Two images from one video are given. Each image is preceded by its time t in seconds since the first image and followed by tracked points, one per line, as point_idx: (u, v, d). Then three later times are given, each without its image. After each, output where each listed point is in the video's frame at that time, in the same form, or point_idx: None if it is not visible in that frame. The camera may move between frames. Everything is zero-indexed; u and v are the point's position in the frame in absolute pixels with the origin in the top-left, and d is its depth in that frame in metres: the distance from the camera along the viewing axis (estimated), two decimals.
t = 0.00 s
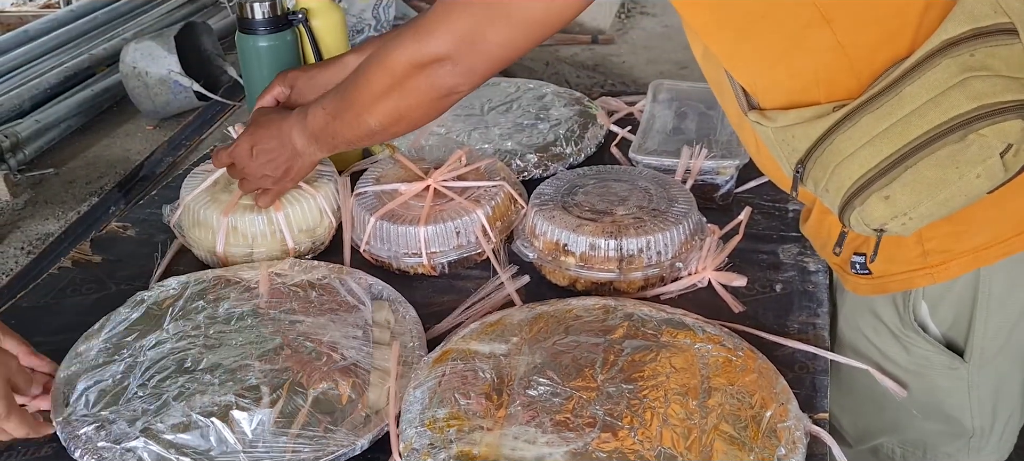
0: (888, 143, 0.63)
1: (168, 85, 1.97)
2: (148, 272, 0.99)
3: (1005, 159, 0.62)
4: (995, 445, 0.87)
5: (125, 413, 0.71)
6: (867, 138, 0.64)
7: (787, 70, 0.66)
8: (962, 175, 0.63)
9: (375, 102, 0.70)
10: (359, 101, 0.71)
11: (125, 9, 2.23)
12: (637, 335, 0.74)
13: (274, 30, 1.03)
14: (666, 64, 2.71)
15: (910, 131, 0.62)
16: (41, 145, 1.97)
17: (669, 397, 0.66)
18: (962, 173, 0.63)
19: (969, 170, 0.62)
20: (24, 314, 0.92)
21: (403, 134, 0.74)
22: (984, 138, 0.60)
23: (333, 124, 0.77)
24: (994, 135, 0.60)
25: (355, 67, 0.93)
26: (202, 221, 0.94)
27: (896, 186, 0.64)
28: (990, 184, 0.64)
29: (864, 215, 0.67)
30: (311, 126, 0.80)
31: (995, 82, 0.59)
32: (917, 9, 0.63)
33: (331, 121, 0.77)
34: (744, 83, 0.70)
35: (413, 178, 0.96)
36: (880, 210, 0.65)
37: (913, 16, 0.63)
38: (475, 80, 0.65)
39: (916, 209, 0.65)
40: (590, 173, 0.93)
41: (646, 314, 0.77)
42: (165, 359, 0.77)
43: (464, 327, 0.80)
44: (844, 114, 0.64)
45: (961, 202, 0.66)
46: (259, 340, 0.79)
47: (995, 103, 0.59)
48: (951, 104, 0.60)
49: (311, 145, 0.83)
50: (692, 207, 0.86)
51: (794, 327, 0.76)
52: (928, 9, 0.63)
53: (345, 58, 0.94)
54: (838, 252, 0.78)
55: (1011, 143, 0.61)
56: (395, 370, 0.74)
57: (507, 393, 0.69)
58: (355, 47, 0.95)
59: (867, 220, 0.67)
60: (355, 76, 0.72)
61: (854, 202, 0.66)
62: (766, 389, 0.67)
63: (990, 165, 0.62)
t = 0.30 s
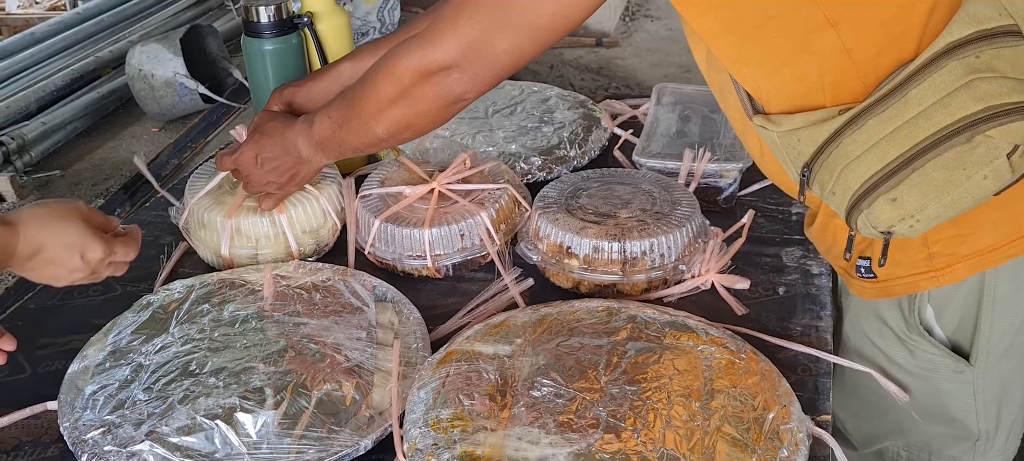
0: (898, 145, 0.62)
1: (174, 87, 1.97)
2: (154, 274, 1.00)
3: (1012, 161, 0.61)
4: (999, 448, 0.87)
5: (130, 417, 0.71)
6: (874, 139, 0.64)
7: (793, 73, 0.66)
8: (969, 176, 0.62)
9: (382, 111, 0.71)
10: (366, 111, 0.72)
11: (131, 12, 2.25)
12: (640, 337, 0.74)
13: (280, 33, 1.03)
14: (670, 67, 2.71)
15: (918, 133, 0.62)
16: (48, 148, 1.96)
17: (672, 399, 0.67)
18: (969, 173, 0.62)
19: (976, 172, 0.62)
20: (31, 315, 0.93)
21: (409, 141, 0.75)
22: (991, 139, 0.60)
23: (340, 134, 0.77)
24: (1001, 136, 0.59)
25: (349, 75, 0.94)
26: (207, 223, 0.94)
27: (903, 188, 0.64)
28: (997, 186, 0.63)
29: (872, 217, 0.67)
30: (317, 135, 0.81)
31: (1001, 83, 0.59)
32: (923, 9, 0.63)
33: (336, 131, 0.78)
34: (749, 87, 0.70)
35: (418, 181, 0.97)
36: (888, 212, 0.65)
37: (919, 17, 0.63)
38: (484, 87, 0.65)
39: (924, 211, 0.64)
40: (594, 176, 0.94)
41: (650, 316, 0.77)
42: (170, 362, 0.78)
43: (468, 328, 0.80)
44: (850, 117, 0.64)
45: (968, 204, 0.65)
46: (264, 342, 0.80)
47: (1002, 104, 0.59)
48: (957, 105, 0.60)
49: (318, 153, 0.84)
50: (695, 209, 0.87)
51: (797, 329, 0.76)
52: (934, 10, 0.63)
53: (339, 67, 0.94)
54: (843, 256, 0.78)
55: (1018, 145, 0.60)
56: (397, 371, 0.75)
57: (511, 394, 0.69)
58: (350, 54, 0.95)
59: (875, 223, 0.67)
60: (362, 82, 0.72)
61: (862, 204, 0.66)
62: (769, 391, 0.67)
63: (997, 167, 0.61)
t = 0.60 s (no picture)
0: (896, 146, 0.64)
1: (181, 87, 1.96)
2: (164, 271, 1.02)
3: (1006, 164, 0.63)
4: (995, 446, 0.87)
5: (142, 412, 0.73)
6: (870, 141, 0.65)
7: (794, 76, 0.68)
8: (964, 178, 0.63)
9: (415, 114, 0.70)
10: (396, 113, 0.71)
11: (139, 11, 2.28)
12: (642, 335, 0.75)
13: (288, 34, 1.05)
14: (675, 67, 2.71)
15: (915, 135, 0.63)
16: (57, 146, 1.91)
17: (673, 396, 0.68)
18: (964, 176, 0.63)
19: (970, 174, 0.63)
20: (43, 312, 0.95)
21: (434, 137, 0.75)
22: (986, 142, 0.61)
23: (369, 128, 0.74)
24: (995, 139, 0.61)
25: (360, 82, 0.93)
26: (216, 221, 0.96)
27: (898, 189, 0.65)
28: (991, 188, 0.64)
29: (868, 218, 0.67)
30: (343, 126, 0.76)
31: (997, 87, 0.60)
32: (923, 14, 0.64)
33: (363, 125, 0.75)
34: (750, 90, 0.71)
35: (424, 180, 0.98)
36: (883, 213, 0.66)
37: (919, 22, 0.64)
38: (515, 95, 0.65)
39: (919, 212, 0.66)
40: (598, 176, 0.95)
41: (652, 314, 0.78)
42: (181, 358, 0.79)
43: (473, 326, 0.82)
44: (847, 120, 0.66)
45: (963, 206, 0.66)
46: (273, 339, 0.81)
47: (996, 107, 0.60)
48: (953, 108, 0.61)
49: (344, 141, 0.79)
50: (697, 209, 0.88)
51: (797, 328, 0.77)
52: (934, 16, 0.64)
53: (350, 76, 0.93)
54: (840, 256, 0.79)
55: (1012, 148, 0.61)
56: (403, 368, 0.76)
57: (515, 391, 0.70)
58: (360, 63, 0.94)
59: (871, 223, 0.68)
60: (387, 84, 0.71)
61: (858, 205, 0.67)
62: (769, 389, 0.68)
63: (992, 170, 0.62)
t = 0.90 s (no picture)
0: (892, 124, 0.64)
1: (190, 64, 1.96)
2: (177, 243, 1.04)
3: (998, 140, 0.63)
4: (984, 416, 0.89)
5: (157, 376, 0.76)
6: (866, 119, 0.65)
7: (793, 55, 0.68)
8: (956, 155, 0.64)
9: (425, 100, 0.71)
10: (407, 100, 0.71)
11: None
12: (639, 305, 0.78)
13: (296, 12, 1.07)
14: (681, 46, 2.71)
15: (910, 113, 0.63)
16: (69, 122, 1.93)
17: (667, 364, 0.70)
18: (956, 152, 0.64)
19: (963, 150, 0.64)
20: (61, 281, 0.98)
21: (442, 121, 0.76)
22: (978, 119, 0.61)
23: (377, 115, 0.75)
24: (988, 116, 0.61)
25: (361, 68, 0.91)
26: (227, 193, 0.98)
27: (892, 165, 0.65)
28: (982, 164, 0.65)
29: (864, 194, 0.68)
30: (353, 112, 0.76)
31: (989, 66, 0.61)
32: None
33: (373, 112, 0.75)
34: (749, 67, 0.71)
35: (429, 156, 1.00)
36: (879, 189, 0.66)
37: (915, 3, 0.66)
38: (528, 77, 0.67)
39: (913, 188, 0.66)
40: (599, 153, 0.97)
41: (649, 286, 0.81)
42: (194, 325, 0.82)
43: (476, 296, 0.85)
44: (844, 98, 0.66)
45: (955, 181, 0.67)
46: (283, 307, 0.84)
47: (989, 86, 0.60)
48: (947, 86, 0.62)
49: (353, 127, 0.79)
50: (695, 185, 0.90)
51: (791, 300, 0.80)
52: None
53: (350, 61, 0.92)
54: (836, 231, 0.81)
55: (1003, 124, 0.62)
56: (408, 336, 0.79)
57: (515, 358, 0.73)
58: (358, 46, 0.92)
59: (866, 199, 0.68)
60: (397, 70, 0.71)
61: (854, 181, 0.68)
62: (760, 357, 0.71)
63: (983, 146, 0.63)
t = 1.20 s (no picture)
0: (877, 74, 0.64)
1: (196, 8, 2.00)
2: (186, 184, 1.07)
3: (981, 88, 0.63)
4: (964, 351, 0.94)
5: (171, 310, 0.79)
6: (854, 67, 0.65)
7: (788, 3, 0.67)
8: (940, 102, 0.64)
9: (436, 61, 0.68)
10: (418, 61, 0.69)
11: None
12: (633, 243, 0.81)
13: None
14: None
15: (894, 63, 0.63)
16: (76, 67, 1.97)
17: (659, 299, 0.73)
18: (940, 100, 0.64)
19: (946, 98, 0.64)
20: (76, 221, 1.01)
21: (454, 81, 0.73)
22: (961, 69, 0.61)
23: (389, 78, 0.72)
24: (971, 66, 0.61)
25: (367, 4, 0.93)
26: (233, 135, 1.00)
27: (879, 112, 0.65)
28: (966, 110, 0.65)
29: (851, 139, 0.69)
30: (364, 74, 0.74)
31: (974, 15, 0.60)
32: None
33: (385, 75, 0.72)
34: (745, 14, 0.70)
35: (431, 99, 1.02)
36: (865, 135, 0.67)
37: None
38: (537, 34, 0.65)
39: (898, 134, 0.67)
40: (597, 95, 0.99)
41: (643, 225, 0.83)
42: (204, 263, 0.85)
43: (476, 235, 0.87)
44: (834, 47, 0.65)
45: (940, 127, 0.67)
46: (290, 245, 0.87)
47: (973, 36, 0.60)
48: (932, 37, 0.61)
49: (365, 89, 0.76)
50: (690, 128, 0.92)
51: (780, 239, 0.83)
52: None
53: None
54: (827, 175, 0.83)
55: (986, 73, 0.62)
56: (410, 273, 0.82)
57: (513, 293, 0.76)
58: None
59: (853, 144, 0.69)
60: (408, 29, 0.69)
61: (841, 127, 0.68)
62: (748, 293, 0.73)
63: (966, 94, 0.63)
